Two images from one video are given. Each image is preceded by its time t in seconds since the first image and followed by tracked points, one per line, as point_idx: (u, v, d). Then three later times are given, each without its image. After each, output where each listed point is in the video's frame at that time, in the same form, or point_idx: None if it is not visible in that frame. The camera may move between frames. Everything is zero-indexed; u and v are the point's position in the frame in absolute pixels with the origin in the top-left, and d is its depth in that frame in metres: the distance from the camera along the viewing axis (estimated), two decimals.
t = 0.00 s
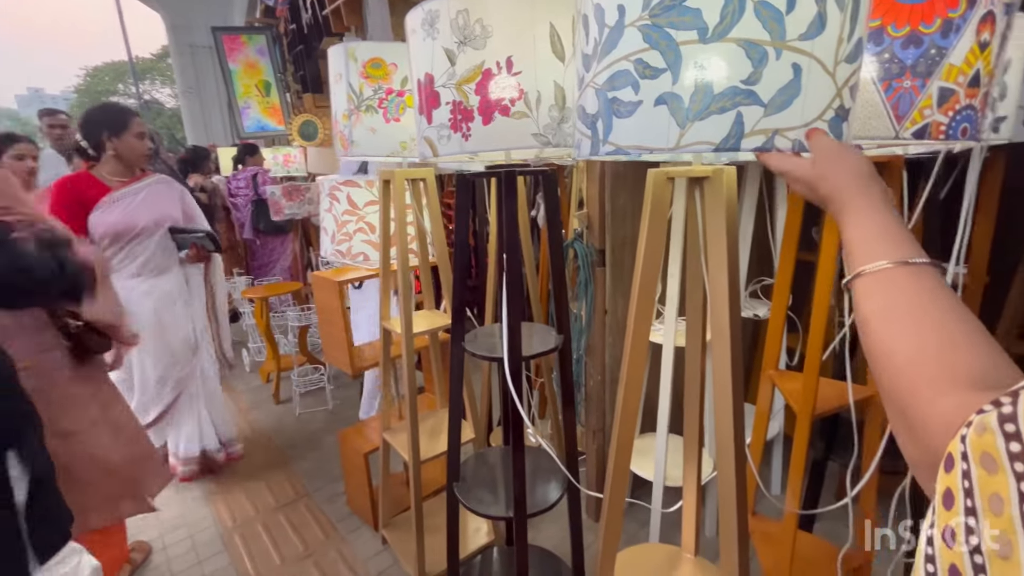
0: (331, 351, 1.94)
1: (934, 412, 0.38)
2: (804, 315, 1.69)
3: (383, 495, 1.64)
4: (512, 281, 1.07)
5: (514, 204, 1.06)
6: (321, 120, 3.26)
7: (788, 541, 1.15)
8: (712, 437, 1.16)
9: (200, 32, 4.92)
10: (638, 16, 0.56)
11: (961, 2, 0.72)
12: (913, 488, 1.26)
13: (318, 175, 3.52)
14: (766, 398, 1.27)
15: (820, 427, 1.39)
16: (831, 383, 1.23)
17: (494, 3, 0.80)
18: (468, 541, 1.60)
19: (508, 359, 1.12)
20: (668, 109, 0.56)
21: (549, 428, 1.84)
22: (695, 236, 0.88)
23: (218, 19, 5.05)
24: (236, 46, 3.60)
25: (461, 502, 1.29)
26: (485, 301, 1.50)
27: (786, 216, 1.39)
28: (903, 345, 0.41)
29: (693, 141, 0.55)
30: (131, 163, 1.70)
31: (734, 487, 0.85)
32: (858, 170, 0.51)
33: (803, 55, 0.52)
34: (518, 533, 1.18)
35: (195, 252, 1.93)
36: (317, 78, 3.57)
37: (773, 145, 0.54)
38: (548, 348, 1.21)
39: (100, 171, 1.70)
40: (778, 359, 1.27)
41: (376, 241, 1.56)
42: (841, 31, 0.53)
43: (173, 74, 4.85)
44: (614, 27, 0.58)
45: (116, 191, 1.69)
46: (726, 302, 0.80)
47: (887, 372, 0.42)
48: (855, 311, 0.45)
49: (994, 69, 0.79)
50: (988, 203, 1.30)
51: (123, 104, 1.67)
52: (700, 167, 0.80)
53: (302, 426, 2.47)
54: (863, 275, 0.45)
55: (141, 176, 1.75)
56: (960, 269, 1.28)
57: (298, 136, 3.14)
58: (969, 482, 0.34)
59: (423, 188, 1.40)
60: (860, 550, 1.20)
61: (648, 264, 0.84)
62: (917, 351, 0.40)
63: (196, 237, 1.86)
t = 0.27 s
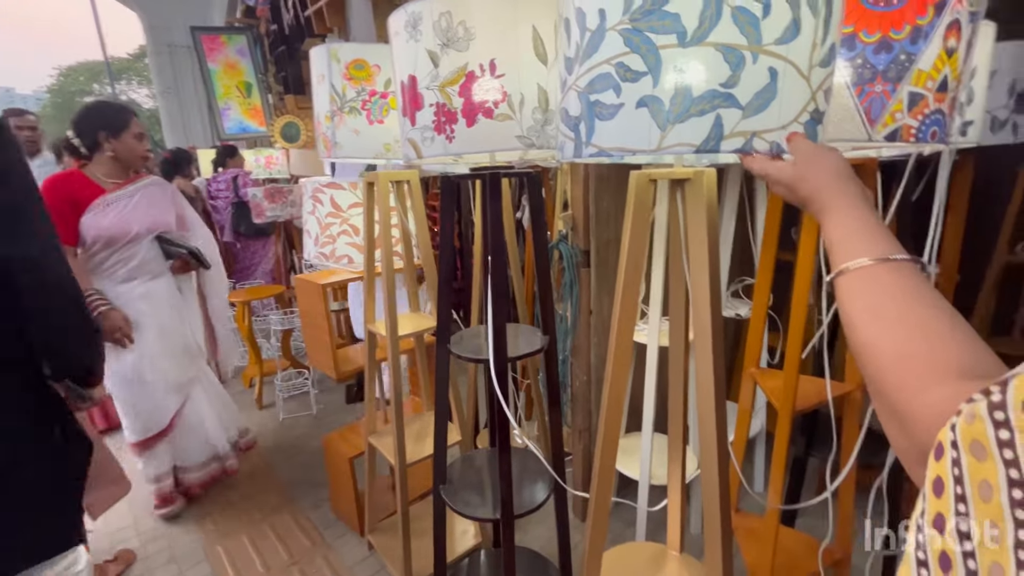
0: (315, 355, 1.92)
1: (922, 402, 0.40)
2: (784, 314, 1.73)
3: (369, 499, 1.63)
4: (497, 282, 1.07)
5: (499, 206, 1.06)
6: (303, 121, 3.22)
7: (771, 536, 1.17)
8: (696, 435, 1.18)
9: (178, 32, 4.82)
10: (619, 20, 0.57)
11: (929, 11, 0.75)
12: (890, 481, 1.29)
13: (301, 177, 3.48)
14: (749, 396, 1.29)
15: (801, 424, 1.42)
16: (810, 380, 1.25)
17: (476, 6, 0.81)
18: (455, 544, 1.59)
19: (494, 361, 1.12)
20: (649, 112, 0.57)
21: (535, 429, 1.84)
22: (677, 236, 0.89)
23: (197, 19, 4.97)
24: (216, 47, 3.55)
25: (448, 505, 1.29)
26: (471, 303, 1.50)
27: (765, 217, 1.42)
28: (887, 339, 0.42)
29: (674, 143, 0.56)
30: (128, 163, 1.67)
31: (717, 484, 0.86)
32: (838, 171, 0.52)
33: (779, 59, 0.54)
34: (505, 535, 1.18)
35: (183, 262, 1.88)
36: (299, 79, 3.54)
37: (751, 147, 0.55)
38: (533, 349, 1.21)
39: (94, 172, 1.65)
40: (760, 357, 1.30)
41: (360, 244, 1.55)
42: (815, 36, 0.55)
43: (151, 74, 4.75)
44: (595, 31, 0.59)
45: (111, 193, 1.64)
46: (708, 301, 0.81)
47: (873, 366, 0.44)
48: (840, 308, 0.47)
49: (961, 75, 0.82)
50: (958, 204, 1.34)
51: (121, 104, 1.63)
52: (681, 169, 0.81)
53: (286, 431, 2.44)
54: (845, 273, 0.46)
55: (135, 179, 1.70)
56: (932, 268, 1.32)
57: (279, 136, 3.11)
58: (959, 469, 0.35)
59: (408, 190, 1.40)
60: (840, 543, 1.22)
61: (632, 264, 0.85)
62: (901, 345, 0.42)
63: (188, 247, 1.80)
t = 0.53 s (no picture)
0: (294, 369, 1.88)
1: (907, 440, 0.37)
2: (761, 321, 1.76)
3: (350, 515, 1.59)
4: (478, 291, 1.07)
5: (479, 216, 1.06)
6: (283, 132, 3.20)
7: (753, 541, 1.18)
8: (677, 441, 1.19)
9: (154, 42, 4.77)
10: (593, 33, 0.58)
11: (889, 28, 0.79)
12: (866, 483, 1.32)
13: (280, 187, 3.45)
14: (728, 402, 1.31)
15: (779, 429, 1.45)
16: (787, 385, 1.28)
17: (455, 18, 0.82)
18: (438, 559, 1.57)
19: (475, 371, 1.11)
20: (624, 122, 0.58)
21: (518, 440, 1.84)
22: (654, 245, 0.91)
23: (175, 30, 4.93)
24: (194, 56, 3.51)
25: (430, 519, 1.26)
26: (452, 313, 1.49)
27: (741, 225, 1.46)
28: (869, 374, 0.40)
29: (648, 152, 0.57)
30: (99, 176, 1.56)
31: (697, 490, 0.87)
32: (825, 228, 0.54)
33: (747, 72, 0.56)
34: (487, 548, 1.17)
35: (168, 278, 1.77)
36: (279, 89, 3.52)
37: (723, 157, 0.57)
38: (514, 359, 1.21)
39: (60, 186, 1.52)
40: (738, 364, 1.31)
41: (340, 255, 1.53)
42: (781, 50, 0.57)
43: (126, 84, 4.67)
44: (571, 43, 0.60)
45: (83, 210, 1.52)
46: (685, 309, 0.82)
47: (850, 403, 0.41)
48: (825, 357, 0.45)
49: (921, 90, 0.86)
50: (923, 213, 1.40)
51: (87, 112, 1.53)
52: (657, 180, 0.83)
53: (263, 448, 2.38)
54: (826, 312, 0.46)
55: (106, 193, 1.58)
56: (900, 274, 1.37)
57: (258, 146, 3.08)
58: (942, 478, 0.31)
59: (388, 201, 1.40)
60: (819, 547, 1.24)
61: (610, 273, 0.85)
62: (883, 380, 0.39)
63: (175, 260, 1.71)
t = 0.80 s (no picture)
0: (271, 418, 1.83)
1: None
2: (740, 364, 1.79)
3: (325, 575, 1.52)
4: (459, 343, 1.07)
5: (460, 267, 1.08)
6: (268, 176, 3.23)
7: None
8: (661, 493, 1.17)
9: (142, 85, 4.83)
10: (567, 108, 0.62)
11: (840, 99, 0.86)
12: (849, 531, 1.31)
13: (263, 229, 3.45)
14: (710, 450, 1.31)
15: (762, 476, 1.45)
16: (767, 433, 1.29)
17: (437, 84, 0.86)
18: None
19: (457, 423, 1.10)
20: (596, 190, 0.61)
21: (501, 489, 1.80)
22: (631, 298, 0.93)
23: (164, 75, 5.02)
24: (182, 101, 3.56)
25: None
26: (434, 360, 1.49)
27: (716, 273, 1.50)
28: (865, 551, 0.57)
29: (621, 219, 0.60)
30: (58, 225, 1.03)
31: (680, 546, 0.86)
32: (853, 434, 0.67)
33: (710, 146, 0.59)
34: None
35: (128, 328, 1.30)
36: (265, 134, 3.58)
37: (691, 224, 0.60)
38: (496, 409, 1.20)
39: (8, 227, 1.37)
40: (718, 411, 1.32)
41: (321, 302, 1.53)
42: (740, 126, 0.61)
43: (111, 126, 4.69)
44: (546, 115, 0.64)
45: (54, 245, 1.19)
46: (662, 363, 0.84)
47: None
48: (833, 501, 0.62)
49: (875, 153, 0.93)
50: (887, 261, 1.46)
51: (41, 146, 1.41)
52: (632, 237, 0.86)
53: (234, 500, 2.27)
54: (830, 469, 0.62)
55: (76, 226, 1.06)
56: (869, 320, 1.42)
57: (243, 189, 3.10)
58: None
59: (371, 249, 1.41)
60: None
61: (589, 327, 0.87)
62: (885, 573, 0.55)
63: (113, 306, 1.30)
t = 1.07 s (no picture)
0: (261, 433, 1.81)
1: None
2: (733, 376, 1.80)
3: None
4: (453, 356, 1.07)
5: (454, 280, 1.08)
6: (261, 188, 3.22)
7: None
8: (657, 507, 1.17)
9: (135, 97, 4.82)
10: (560, 123, 0.63)
11: (827, 116, 0.88)
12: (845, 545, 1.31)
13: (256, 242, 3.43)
14: (704, 463, 1.30)
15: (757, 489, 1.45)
16: (760, 445, 1.29)
17: (432, 100, 0.87)
18: None
19: (450, 437, 1.09)
20: (590, 205, 0.61)
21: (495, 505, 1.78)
22: (625, 311, 0.94)
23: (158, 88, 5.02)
24: (175, 114, 3.55)
25: None
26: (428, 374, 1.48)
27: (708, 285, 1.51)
28: None
29: (614, 233, 0.61)
30: (38, 240, 1.24)
31: (676, 562, 0.86)
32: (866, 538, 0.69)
33: (701, 161, 0.61)
34: None
35: (109, 353, 1.31)
36: (259, 147, 3.58)
37: (683, 238, 0.61)
38: (490, 423, 1.19)
39: None
40: (712, 424, 1.32)
41: (314, 315, 1.52)
42: (730, 142, 0.62)
43: (102, 137, 4.67)
44: (540, 131, 0.65)
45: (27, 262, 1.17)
46: (656, 375, 0.84)
47: None
48: None
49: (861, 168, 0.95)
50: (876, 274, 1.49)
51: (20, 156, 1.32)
52: (625, 250, 0.87)
53: (222, 517, 2.22)
54: None
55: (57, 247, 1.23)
56: (860, 332, 1.44)
57: (236, 202, 3.09)
58: None
59: (365, 262, 1.41)
60: None
61: (584, 341, 0.87)
62: None
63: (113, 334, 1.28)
